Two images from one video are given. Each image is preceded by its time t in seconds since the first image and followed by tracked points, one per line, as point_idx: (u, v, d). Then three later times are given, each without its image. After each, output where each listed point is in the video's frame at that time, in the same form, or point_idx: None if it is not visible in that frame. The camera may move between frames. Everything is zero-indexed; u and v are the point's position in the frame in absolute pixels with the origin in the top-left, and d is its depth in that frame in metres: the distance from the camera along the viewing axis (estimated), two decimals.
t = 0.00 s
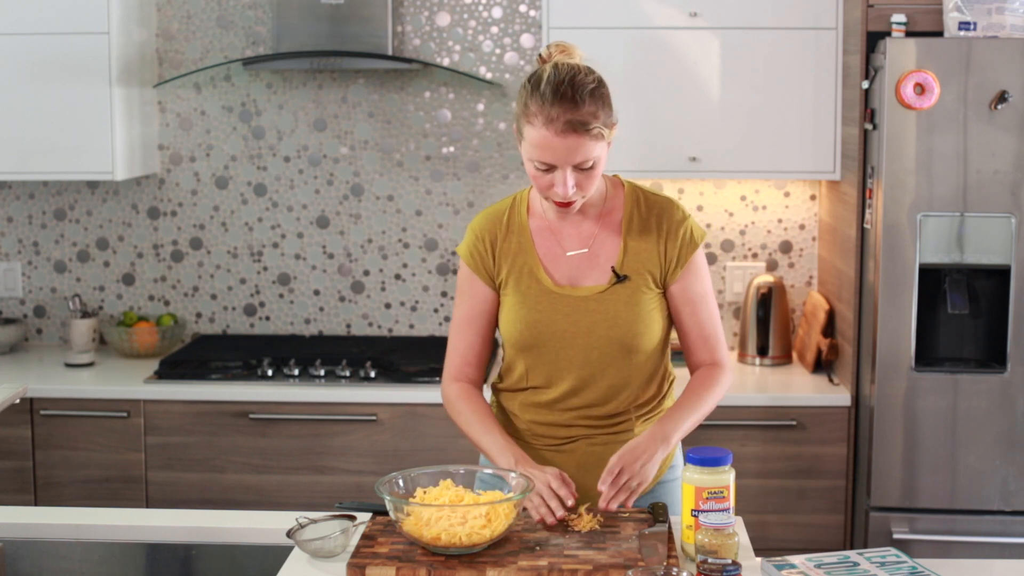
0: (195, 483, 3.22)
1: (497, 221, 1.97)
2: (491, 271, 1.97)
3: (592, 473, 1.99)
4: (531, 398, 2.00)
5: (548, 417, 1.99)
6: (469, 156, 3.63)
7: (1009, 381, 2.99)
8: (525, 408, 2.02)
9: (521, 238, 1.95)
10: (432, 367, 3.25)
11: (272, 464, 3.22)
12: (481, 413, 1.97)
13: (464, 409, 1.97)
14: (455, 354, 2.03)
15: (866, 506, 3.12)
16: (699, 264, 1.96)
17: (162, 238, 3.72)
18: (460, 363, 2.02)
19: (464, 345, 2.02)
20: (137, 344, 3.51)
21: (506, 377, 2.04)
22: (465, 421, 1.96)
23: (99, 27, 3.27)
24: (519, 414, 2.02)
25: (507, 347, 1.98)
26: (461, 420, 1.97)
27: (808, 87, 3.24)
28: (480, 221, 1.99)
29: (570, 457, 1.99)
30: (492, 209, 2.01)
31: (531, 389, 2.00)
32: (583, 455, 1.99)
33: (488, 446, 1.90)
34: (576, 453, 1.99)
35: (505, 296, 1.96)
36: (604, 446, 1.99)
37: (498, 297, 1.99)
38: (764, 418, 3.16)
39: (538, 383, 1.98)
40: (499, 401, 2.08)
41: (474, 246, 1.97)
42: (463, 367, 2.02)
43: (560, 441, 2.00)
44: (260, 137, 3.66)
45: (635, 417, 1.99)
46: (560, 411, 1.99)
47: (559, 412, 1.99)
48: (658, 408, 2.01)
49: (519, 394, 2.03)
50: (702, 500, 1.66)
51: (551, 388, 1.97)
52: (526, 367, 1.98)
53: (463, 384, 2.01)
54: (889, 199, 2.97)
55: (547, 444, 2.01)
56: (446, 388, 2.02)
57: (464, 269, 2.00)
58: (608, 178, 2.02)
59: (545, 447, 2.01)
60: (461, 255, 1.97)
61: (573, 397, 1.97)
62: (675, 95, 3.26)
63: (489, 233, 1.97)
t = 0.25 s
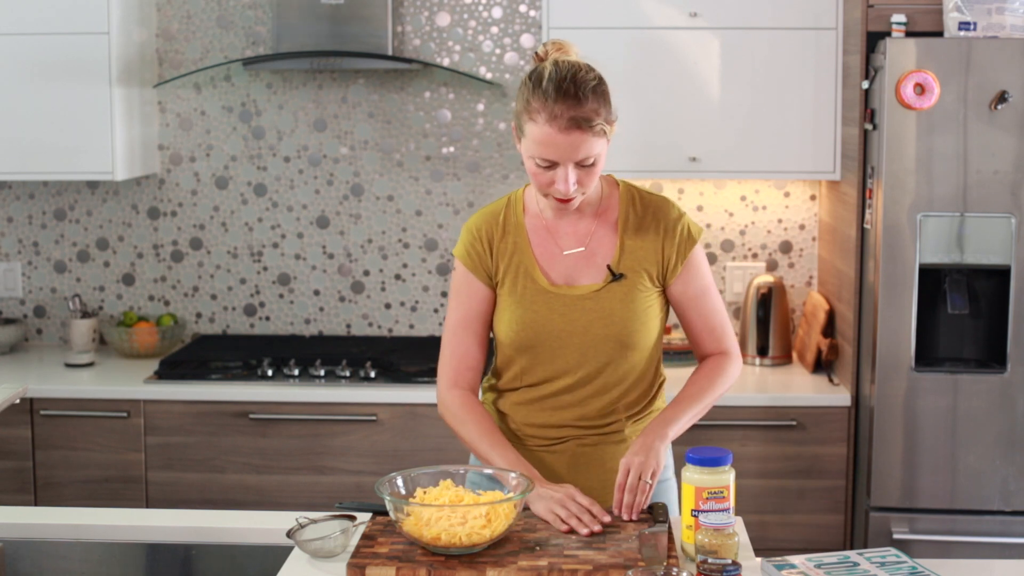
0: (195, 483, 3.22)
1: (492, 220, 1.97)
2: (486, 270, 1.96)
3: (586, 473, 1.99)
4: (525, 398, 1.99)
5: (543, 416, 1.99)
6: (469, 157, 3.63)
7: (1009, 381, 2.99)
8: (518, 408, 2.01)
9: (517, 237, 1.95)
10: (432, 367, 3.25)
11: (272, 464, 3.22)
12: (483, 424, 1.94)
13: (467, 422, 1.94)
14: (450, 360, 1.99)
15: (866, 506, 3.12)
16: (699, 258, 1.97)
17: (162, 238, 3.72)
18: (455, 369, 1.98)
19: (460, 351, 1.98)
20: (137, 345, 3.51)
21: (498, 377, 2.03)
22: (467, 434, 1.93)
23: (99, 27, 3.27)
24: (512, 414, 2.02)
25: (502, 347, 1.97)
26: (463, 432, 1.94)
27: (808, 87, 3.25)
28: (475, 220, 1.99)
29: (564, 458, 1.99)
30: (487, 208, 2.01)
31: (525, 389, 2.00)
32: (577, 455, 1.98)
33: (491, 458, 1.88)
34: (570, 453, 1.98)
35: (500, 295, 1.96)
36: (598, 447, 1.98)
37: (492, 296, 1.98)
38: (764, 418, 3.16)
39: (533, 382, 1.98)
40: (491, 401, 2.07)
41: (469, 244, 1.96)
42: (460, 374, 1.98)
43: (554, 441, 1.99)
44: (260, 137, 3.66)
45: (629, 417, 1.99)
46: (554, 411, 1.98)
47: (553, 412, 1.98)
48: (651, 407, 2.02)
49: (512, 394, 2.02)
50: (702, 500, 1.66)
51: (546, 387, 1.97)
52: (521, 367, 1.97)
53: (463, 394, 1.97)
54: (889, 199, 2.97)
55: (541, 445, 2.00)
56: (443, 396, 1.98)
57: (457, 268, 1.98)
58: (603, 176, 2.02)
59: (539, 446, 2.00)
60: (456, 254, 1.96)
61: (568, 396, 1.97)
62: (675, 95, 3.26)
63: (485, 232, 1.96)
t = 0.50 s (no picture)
0: (195, 483, 3.22)
1: (485, 219, 1.95)
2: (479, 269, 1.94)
3: (575, 475, 1.99)
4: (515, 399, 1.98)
5: (532, 418, 1.98)
6: (469, 157, 3.63)
7: (1009, 381, 2.99)
8: (507, 409, 2.00)
9: (511, 237, 1.93)
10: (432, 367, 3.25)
11: (272, 464, 3.22)
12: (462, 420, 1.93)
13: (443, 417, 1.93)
14: (425, 352, 1.97)
15: (866, 506, 3.12)
16: (691, 264, 1.99)
17: (162, 238, 3.72)
18: (433, 363, 1.97)
19: (437, 344, 1.97)
20: (137, 345, 3.51)
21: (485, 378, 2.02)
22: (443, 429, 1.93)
23: (99, 28, 3.27)
24: (501, 415, 2.00)
25: (493, 347, 1.96)
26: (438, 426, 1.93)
27: (808, 87, 3.24)
28: (467, 219, 1.97)
29: (554, 459, 1.98)
30: (477, 208, 1.99)
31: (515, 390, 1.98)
32: (567, 457, 1.98)
33: (473, 455, 1.89)
34: (560, 455, 1.98)
35: (493, 294, 1.94)
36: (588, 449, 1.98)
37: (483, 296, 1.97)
38: (764, 418, 3.16)
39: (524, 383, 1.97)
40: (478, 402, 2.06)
41: (462, 243, 1.94)
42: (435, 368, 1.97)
43: (544, 442, 1.98)
44: (260, 137, 3.66)
45: (619, 419, 1.99)
46: (544, 413, 1.97)
47: (544, 413, 1.98)
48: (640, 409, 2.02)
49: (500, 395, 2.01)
50: (702, 500, 1.66)
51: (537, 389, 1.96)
52: (513, 368, 1.96)
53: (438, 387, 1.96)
54: (889, 200, 2.97)
55: (530, 447, 1.99)
56: (416, 389, 1.96)
57: (446, 266, 1.96)
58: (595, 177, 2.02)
59: (527, 449, 1.99)
60: (448, 253, 1.94)
61: (559, 398, 1.96)
62: (675, 95, 3.26)
63: (478, 231, 1.94)
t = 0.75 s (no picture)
0: (195, 483, 3.22)
1: (475, 218, 1.94)
2: (469, 269, 1.93)
3: (564, 476, 1.98)
4: (504, 400, 1.97)
5: (522, 419, 1.97)
6: (469, 157, 3.63)
7: (1009, 381, 2.99)
8: (497, 411, 1.98)
9: (502, 236, 1.93)
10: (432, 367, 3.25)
11: (273, 464, 3.22)
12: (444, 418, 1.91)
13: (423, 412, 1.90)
14: (405, 345, 1.93)
15: (866, 506, 3.12)
16: (681, 264, 2.00)
17: (162, 238, 3.72)
18: (413, 358, 1.93)
19: (418, 338, 1.94)
20: (137, 345, 3.51)
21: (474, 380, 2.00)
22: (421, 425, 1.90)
23: (99, 28, 3.27)
24: (490, 417, 1.99)
25: (482, 347, 1.94)
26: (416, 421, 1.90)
27: (808, 87, 3.25)
28: (457, 218, 1.95)
29: (544, 461, 1.98)
30: (467, 207, 1.98)
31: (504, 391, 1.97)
32: (557, 458, 1.97)
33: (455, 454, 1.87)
34: (550, 457, 1.97)
35: (483, 294, 1.93)
36: (578, 450, 1.97)
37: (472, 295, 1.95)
38: (764, 418, 3.16)
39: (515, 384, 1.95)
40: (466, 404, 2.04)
41: (452, 242, 1.92)
42: (414, 362, 1.93)
43: (534, 443, 1.97)
44: (260, 137, 3.66)
45: (609, 420, 1.98)
46: (534, 414, 1.96)
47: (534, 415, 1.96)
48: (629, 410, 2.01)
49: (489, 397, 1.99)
50: (702, 500, 1.66)
51: (527, 390, 1.95)
52: (503, 368, 1.95)
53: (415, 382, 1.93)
54: (889, 200, 2.97)
55: (520, 449, 1.98)
56: (393, 383, 1.93)
57: (434, 265, 1.94)
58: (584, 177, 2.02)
59: (517, 452, 1.98)
60: (438, 252, 1.93)
61: (549, 398, 1.95)
62: (675, 95, 3.26)
63: (468, 231, 1.93)
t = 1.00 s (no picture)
0: (195, 483, 3.22)
1: (470, 218, 1.93)
2: (463, 269, 1.92)
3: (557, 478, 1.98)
4: (497, 401, 1.96)
5: (515, 420, 1.96)
6: (469, 157, 3.63)
7: (1009, 381, 2.99)
8: (490, 412, 1.98)
9: (496, 236, 1.92)
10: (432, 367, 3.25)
11: (273, 464, 3.22)
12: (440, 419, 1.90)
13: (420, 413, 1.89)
14: (400, 346, 1.92)
15: (866, 506, 3.12)
16: (672, 267, 2.01)
17: (162, 238, 3.72)
18: (408, 358, 1.92)
19: (414, 339, 1.92)
20: (137, 345, 3.51)
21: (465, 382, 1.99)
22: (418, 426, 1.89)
23: (99, 28, 3.27)
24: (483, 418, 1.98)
25: (476, 347, 1.94)
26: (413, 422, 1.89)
27: (808, 87, 3.25)
28: (451, 218, 1.94)
29: (537, 462, 1.98)
30: (461, 207, 1.97)
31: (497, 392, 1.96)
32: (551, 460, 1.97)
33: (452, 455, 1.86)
34: (543, 458, 1.97)
35: (477, 294, 1.92)
36: (571, 451, 1.97)
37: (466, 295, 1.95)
38: (764, 418, 3.16)
39: (508, 385, 1.95)
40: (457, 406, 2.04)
41: (447, 241, 1.92)
42: (409, 363, 1.92)
43: (528, 444, 1.97)
44: (260, 137, 3.66)
45: (601, 422, 1.98)
46: (527, 415, 1.96)
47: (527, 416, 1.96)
48: (621, 411, 2.02)
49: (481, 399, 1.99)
50: (702, 500, 1.66)
51: (521, 390, 1.94)
52: (497, 369, 1.94)
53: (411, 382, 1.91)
54: (889, 200, 2.97)
55: (513, 450, 1.98)
56: (389, 384, 1.91)
57: (428, 265, 1.93)
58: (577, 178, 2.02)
59: (510, 453, 1.98)
60: (432, 252, 1.92)
61: (543, 398, 1.94)
62: (675, 95, 3.26)
63: (462, 230, 1.92)
